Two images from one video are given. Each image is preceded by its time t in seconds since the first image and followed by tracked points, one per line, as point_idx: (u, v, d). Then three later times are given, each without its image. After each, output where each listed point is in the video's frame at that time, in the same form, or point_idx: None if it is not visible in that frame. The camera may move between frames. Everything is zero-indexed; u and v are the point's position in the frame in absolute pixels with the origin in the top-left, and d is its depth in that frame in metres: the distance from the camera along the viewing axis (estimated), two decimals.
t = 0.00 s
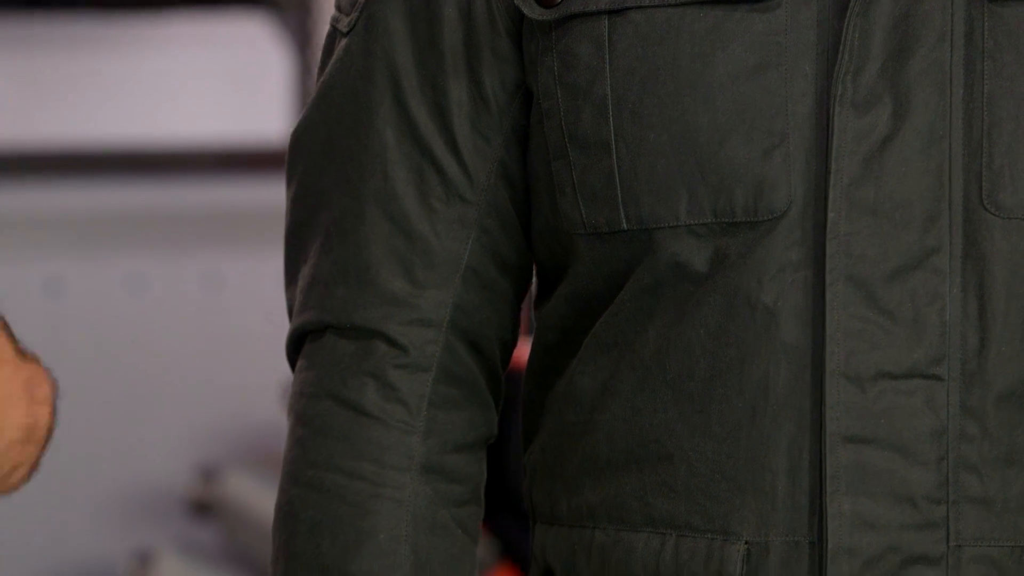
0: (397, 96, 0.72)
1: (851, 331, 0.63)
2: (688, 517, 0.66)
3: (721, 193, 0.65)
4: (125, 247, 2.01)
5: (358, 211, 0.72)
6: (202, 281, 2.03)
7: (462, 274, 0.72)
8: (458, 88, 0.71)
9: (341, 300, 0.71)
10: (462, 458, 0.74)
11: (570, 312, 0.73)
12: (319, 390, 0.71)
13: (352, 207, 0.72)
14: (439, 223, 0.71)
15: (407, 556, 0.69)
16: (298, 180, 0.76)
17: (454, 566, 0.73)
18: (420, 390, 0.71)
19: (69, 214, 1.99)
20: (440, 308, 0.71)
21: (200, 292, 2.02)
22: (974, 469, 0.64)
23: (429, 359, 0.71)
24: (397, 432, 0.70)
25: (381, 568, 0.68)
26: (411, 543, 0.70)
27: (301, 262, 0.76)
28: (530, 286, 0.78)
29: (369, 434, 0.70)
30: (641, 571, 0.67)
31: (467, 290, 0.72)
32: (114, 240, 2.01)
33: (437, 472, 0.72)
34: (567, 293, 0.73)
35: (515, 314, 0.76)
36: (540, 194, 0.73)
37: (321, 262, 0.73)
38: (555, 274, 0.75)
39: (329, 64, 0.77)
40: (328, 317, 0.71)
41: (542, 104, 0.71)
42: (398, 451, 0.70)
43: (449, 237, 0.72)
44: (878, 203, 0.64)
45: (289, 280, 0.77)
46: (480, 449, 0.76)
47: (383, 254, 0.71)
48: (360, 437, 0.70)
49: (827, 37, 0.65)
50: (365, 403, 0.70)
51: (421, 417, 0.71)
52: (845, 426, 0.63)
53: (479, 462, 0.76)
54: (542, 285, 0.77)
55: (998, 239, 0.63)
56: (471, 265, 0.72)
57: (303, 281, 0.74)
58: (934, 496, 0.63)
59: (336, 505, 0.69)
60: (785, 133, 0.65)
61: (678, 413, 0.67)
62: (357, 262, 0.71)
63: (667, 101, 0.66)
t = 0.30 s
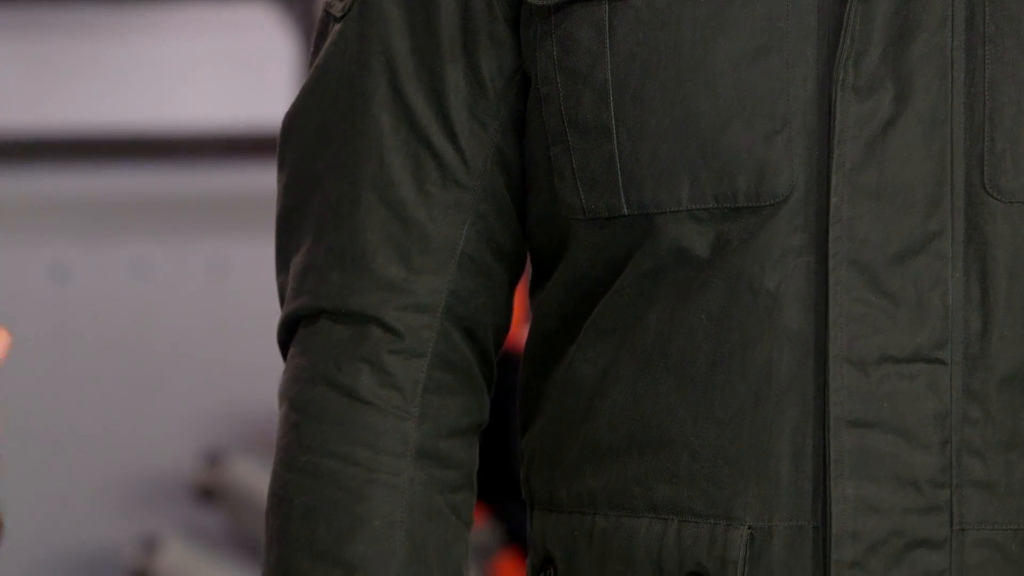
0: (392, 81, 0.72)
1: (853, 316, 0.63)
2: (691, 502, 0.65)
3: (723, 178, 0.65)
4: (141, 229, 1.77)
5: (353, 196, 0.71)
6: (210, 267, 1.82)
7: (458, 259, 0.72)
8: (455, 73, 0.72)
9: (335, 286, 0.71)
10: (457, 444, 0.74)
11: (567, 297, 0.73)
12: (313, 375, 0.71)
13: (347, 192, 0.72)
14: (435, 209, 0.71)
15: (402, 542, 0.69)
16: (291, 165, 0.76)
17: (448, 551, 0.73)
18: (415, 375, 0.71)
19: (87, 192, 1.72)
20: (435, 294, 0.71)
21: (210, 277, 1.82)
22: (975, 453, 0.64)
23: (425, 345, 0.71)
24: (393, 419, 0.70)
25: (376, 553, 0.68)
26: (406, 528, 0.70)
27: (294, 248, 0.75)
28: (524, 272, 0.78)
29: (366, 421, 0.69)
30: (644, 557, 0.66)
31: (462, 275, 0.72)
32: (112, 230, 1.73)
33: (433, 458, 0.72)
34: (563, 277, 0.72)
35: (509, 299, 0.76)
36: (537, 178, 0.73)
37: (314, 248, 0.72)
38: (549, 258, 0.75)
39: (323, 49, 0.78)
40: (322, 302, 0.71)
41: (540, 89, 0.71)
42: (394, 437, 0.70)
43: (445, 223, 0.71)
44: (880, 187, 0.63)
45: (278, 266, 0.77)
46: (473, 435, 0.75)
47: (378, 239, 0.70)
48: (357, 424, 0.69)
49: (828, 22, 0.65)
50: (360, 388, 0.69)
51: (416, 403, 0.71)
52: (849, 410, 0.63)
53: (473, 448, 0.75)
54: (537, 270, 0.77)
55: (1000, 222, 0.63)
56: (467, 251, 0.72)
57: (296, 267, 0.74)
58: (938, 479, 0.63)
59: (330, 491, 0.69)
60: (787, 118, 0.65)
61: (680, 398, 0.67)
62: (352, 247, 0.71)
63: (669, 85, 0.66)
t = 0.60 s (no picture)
0: (403, 71, 0.73)
1: (863, 301, 0.63)
2: (698, 486, 0.65)
3: (733, 164, 0.65)
4: (147, 216, 2.03)
5: (366, 186, 0.72)
6: (216, 251, 2.07)
7: (471, 248, 0.72)
8: (465, 62, 0.72)
9: (349, 276, 0.71)
10: (472, 434, 0.74)
11: (579, 284, 0.73)
12: (327, 366, 0.71)
13: (360, 182, 0.72)
14: (447, 197, 0.72)
15: (420, 531, 0.69)
16: (303, 158, 0.76)
17: (465, 541, 0.73)
18: (429, 364, 0.71)
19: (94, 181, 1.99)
20: (449, 283, 0.72)
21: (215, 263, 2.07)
22: (986, 437, 0.64)
23: (439, 334, 0.71)
24: (407, 407, 0.70)
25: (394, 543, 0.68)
26: (424, 518, 0.70)
27: (308, 240, 0.75)
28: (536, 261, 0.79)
29: (380, 410, 0.70)
30: (652, 540, 0.66)
31: (475, 264, 0.73)
32: (113, 218, 2.02)
33: (448, 448, 0.72)
34: (576, 264, 0.73)
35: (522, 288, 0.77)
36: (549, 167, 0.74)
37: (329, 239, 0.73)
38: (563, 246, 0.75)
39: (333, 41, 0.78)
40: (336, 293, 0.71)
41: (550, 77, 0.72)
42: (409, 426, 0.70)
43: (458, 212, 0.72)
44: (889, 172, 0.64)
45: (293, 259, 0.77)
46: (489, 426, 0.76)
47: (391, 229, 0.71)
48: (370, 413, 0.69)
49: (836, 8, 0.66)
50: (375, 378, 0.70)
51: (431, 392, 0.71)
52: (858, 395, 0.63)
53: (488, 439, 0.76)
54: (550, 259, 0.77)
55: (1008, 207, 0.64)
56: (480, 240, 0.73)
57: (310, 259, 0.74)
58: (946, 464, 0.63)
59: (347, 481, 0.69)
60: (796, 103, 0.65)
61: (690, 382, 0.67)
62: (365, 238, 0.71)
63: (679, 71, 0.67)
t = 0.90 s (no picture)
0: (411, 55, 0.73)
1: (866, 287, 0.63)
2: (702, 471, 0.65)
3: (738, 150, 0.65)
4: (149, 200, 1.94)
5: (373, 169, 0.72)
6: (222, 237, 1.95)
7: (478, 232, 0.72)
8: (473, 46, 0.72)
9: (356, 259, 0.71)
10: (477, 418, 0.74)
11: (585, 268, 0.73)
12: (334, 349, 0.71)
13: (367, 164, 0.72)
14: (454, 181, 0.72)
15: (423, 515, 0.70)
16: (313, 141, 0.76)
17: (469, 525, 0.73)
18: (435, 348, 0.71)
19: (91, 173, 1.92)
20: (456, 266, 0.72)
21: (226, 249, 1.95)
22: (988, 424, 0.63)
23: (445, 318, 0.71)
24: (413, 391, 0.70)
25: (397, 526, 0.68)
26: (428, 502, 0.70)
27: (317, 220, 0.75)
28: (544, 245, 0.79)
29: (385, 394, 0.70)
30: (655, 525, 0.66)
31: (483, 248, 0.73)
32: (121, 199, 1.93)
33: (453, 432, 0.72)
34: (582, 248, 0.73)
35: (529, 271, 0.77)
36: (557, 150, 0.74)
37: (337, 221, 0.73)
38: (571, 230, 0.75)
39: (343, 23, 0.78)
40: (343, 276, 0.71)
41: (557, 61, 0.72)
42: (415, 411, 0.70)
43: (464, 195, 0.72)
44: (893, 159, 0.63)
45: (303, 240, 0.77)
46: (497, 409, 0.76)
47: (398, 213, 0.71)
48: (376, 397, 0.70)
49: None
50: (381, 362, 0.70)
51: (437, 376, 0.71)
52: (861, 380, 0.63)
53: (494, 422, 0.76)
54: (558, 241, 0.77)
55: (1013, 194, 0.63)
56: (486, 224, 0.73)
57: (318, 241, 0.74)
58: (949, 450, 0.63)
59: (352, 465, 0.69)
60: (802, 89, 0.65)
61: (693, 368, 0.67)
62: (373, 221, 0.71)
63: (684, 57, 0.67)
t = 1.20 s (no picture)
0: (421, 41, 0.73)
1: (870, 272, 0.63)
2: (706, 456, 0.66)
3: (743, 135, 0.66)
4: (159, 185, 2.02)
5: (382, 153, 0.72)
6: (231, 221, 2.05)
7: (487, 217, 0.73)
8: (482, 31, 0.73)
9: (365, 244, 0.71)
10: (487, 403, 0.74)
11: (592, 253, 0.74)
12: (343, 334, 0.72)
13: (377, 149, 0.73)
14: (463, 166, 0.72)
15: (432, 498, 0.70)
16: (324, 124, 0.77)
17: (479, 509, 0.74)
18: (444, 332, 0.72)
19: (101, 157, 2.00)
20: (465, 252, 0.72)
21: (229, 233, 2.05)
22: (992, 410, 0.63)
23: (454, 303, 0.72)
24: (422, 375, 0.71)
25: (406, 510, 0.69)
26: (436, 486, 0.71)
27: (328, 204, 0.76)
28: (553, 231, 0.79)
29: (395, 378, 0.70)
30: (660, 509, 0.66)
31: (492, 233, 0.74)
32: (132, 187, 2.01)
33: (462, 416, 0.73)
34: (590, 233, 0.73)
35: (538, 257, 0.77)
36: (565, 136, 0.74)
37: (347, 205, 0.73)
38: (579, 215, 0.75)
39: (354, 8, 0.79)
40: (353, 261, 0.72)
41: (565, 47, 0.73)
42: (424, 395, 0.71)
43: (473, 180, 0.73)
44: (897, 144, 0.64)
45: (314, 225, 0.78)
46: (507, 393, 0.76)
47: (409, 198, 0.71)
48: (385, 380, 0.70)
49: None
50: (390, 346, 0.70)
51: (446, 361, 0.72)
52: (865, 365, 0.63)
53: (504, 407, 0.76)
54: (566, 226, 0.77)
55: (1018, 179, 0.63)
56: (495, 209, 0.73)
57: (329, 225, 0.74)
58: (952, 436, 0.63)
59: (361, 449, 0.69)
60: (806, 74, 0.65)
61: (698, 352, 0.67)
62: (383, 206, 0.71)
63: (689, 43, 0.68)
